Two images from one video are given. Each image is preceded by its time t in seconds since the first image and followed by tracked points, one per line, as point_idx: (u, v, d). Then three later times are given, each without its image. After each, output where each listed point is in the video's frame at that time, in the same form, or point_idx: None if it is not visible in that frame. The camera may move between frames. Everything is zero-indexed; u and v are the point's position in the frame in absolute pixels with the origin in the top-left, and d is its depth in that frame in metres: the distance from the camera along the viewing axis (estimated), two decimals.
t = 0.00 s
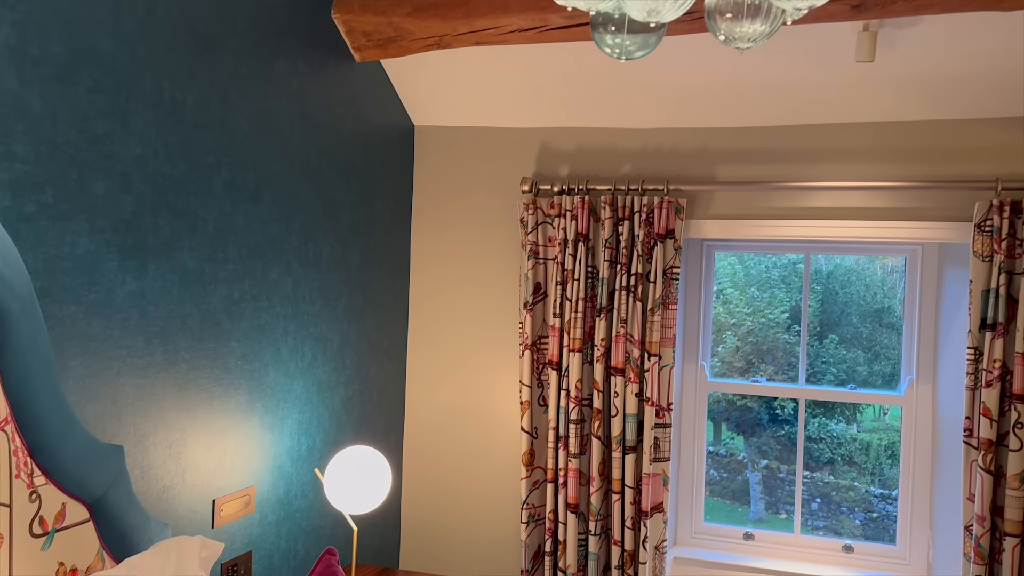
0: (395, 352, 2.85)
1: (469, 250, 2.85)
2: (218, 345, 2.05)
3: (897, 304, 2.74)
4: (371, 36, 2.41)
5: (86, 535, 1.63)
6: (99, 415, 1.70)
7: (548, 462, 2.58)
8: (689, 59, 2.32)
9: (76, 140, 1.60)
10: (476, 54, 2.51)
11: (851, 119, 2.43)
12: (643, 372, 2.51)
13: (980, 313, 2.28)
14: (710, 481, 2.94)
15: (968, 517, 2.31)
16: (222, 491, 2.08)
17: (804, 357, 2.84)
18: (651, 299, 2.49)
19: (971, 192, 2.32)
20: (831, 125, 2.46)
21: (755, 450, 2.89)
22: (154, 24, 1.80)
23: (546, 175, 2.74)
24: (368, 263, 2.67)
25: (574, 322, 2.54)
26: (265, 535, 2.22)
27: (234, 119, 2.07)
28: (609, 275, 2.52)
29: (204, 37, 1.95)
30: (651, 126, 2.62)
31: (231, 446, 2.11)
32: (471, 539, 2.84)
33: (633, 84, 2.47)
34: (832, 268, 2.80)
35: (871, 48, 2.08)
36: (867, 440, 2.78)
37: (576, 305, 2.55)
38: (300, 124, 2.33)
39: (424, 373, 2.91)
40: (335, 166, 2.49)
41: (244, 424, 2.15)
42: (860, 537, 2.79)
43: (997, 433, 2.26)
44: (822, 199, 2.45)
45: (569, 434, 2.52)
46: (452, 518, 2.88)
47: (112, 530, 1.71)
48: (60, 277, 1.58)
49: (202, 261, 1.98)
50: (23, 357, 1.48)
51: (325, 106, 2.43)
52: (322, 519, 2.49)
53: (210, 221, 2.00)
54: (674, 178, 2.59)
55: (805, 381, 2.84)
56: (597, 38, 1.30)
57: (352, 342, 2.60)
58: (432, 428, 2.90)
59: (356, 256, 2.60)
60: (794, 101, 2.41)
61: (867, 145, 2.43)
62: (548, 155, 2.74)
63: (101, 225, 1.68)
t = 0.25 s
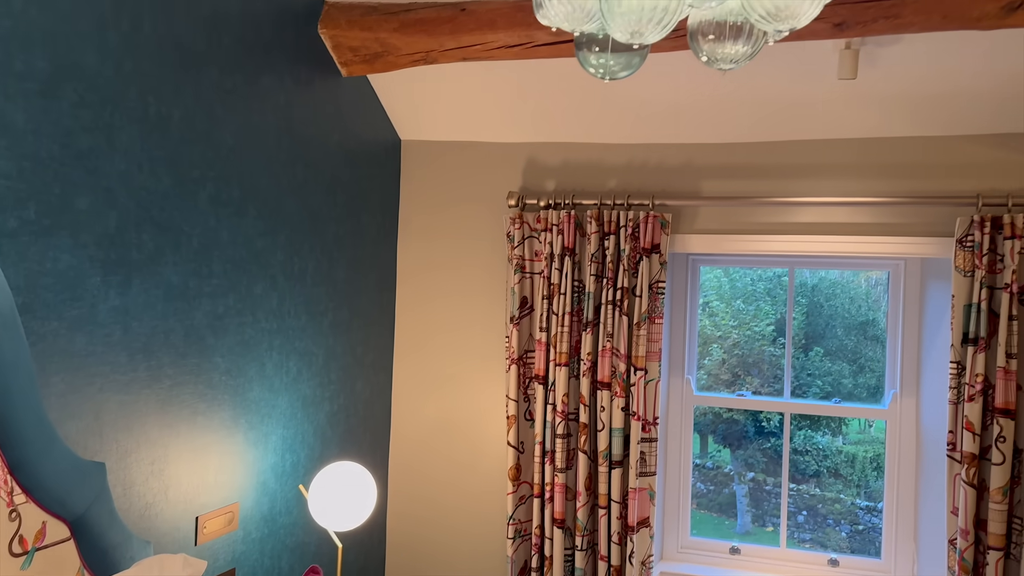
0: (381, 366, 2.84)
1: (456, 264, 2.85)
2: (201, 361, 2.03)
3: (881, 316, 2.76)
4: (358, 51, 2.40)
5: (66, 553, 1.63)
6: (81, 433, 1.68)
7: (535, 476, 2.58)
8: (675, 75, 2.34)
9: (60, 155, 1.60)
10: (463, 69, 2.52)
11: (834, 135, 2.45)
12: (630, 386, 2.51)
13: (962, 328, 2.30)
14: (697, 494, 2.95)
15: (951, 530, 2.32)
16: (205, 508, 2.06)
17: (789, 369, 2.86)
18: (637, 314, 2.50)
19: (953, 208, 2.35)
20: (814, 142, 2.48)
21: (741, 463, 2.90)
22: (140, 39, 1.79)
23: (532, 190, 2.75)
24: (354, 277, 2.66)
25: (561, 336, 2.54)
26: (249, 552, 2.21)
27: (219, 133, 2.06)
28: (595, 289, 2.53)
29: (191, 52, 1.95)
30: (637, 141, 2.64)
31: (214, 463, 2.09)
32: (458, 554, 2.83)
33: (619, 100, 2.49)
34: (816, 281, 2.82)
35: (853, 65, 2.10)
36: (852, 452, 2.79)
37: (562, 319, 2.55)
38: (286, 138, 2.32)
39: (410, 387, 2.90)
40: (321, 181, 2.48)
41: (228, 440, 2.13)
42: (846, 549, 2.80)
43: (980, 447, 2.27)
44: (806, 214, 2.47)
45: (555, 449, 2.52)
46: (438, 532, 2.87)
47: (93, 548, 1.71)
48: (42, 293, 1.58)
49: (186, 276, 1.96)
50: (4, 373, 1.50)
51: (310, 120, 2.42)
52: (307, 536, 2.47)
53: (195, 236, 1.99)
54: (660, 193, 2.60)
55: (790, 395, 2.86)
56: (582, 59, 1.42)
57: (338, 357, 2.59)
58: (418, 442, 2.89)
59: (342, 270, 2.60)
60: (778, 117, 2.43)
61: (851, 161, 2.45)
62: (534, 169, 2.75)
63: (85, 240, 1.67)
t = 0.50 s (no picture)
0: (364, 381, 2.83)
1: (440, 278, 2.85)
2: (182, 377, 2.01)
3: (864, 328, 2.77)
4: (341, 66, 2.42)
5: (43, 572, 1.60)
6: (59, 449, 1.66)
7: (518, 492, 2.57)
8: (658, 92, 2.35)
9: (39, 170, 1.58)
10: (446, 84, 2.52)
11: (815, 152, 2.48)
12: (613, 401, 2.51)
13: (942, 342, 2.31)
14: (682, 507, 2.95)
15: (932, 544, 2.33)
16: (185, 526, 2.03)
17: (772, 381, 2.87)
18: (621, 328, 2.51)
19: (931, 224, 2.38)
20: (795, 158, 2.51)
21: (726, 475, 2.91)
22: (122, 53, 1.78)
23: (516, 205, 2.76)
24: (337, 292, 2.66)
25: (544, 350, 2.54)
26: (229, 570, 2.18)
27: (201, 148, 2.05)
28: (578, 303, 2.54)
29: (173, 67, 1.94)
30: (620, 157, 2.66)
31: (194, 480, 2.07)
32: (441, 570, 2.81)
33: (602, 116, 2.50)
34: (799, 294, 2.84)
35: (833, 82, 2.12)
36: (836, 464, 2.80)
37: (546, 333, 2.55)
38: (269, 153, 2.32)
39: (393, 401, 2.89)
40: (304, 195, 2.48)
41: (208, 457, 2.11)
42: (830, 561, 2.81)
43: (960, 460, 2.29)
44: (787, 230, 2.49)
45: (539, 463, 2.52)
46: (421, 547, 2.85)
47: (70, 566, 1.68)
48: (20, 308, 1.56)
49: (167, 291, 1.95)
50: None
51: (293, 134, 2.42)
52: (288, 553, 2.45)
53: (176, 250, 1.97)
54: (643, 208, 2.62)
55: (773, 409, 2.87)
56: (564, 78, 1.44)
57: (320, 372, 2.58)
58: (402, 456, 2.87)
59: (325, 284, 2.59)
60: (760, 133, 2.45)
61: (831, 177, 2.47)
62: (518, 184, 2.76)
63: (64, 255, 1.65)
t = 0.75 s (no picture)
0: (344, 396, 2.82)
1: (422, 292, 2.85)
2: (159, 393, 1.99)
3: (843, 342, 2.80)
4: (323, 81, 2.41)
5: None
6: (33, 467, 1.64)
7: (499, 507, 2.57)
8: (638, 108, 2.37)
9: (15, 185, 1.57)
10: (428, 99, 2.53)
11: (793, 168, 2.51)
12: (595, 415, 2.51)
13: (919, 357, 2.34)
14: (664, 520, 2.95)
15: (911, 558, 2.34)
16: (161, 544, 2.01)
17: (753, 394, 2.89)
18: (602, 342, 2.51)
19: (907, 240, 2.40)
20: (774, 174, 2.53)
21: (708, 489, 2.91)
22: (102, 68, 1.77)
23: (498, 219, 2.77)
24: (317, 307, 2.65)
25: (526, 364, 2.55)
26: None
27: (181, 162, 2.04)
28: (560, 318, 2.55)
29: (153, 82, 1.93)
30: (601, 172, 2.68)
31: (171, 498, 2.04)
32: None
33: (583, 132, 2.52)
34: (780, 307, 2.86)
35: (811, 99, 2.14)
36: (816, 477, 2.81)
37: (527, 348, 2.56)
38: (249, 167, 2.31)
39: (374, 415, 2.88)
40: (285, 209, 2.47)
41: (185, 474, 2.09)
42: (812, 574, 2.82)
43: (937, 474, 2.29)
44: (766, 245, 2.52)
45: (520, 479, 2.51)
46: (403, 563, 2.84)
47: None
48: None
49: (145, 306, 1.93)
50: None
51: (274, 148, 2.41)
52: (267, 572, 2.42)
53: (154, 265, 1.95)
54: (624, 223, 2.64)
55: (753, 422, 2.89)
56: (542, 99, 1.47)
57: (299, 388, 2.57)
58: (383, 471, 2.86)
59: (305, 299, 2.58)
60: (739, 150, 2.48)
61: (809, 194, 2.50)
62: (500, 199, 2.77)
63: (40, 270, 1.64)
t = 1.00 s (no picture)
0: (322, 411, 2.81)
1: (402, 306, 2.85)
2: (134, 409, 1.96)
3: (820, 355, 2.82)
4: (301, 95, 2.38)
5: None
6: (4, 486, 1.60)
7: (478, 523, 2.56)
8: (616, 125, 2.39)
9: None
10: (408, 115, 2.54)
11: (769, 185, 2.54)
12: (574, 430, 2.52)
13: (894, 371, 2.35)
14: (644, 534, 2.95)
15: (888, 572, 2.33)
16: (134, 564, 1.97)
17: (732, 407, 2.90)
18: (581, 357, 2.52)
19: (881, 256, 2.44)
20: (750, 190, 2.56)
21: (687, 502, 2.92)
22: (78, 82, 1.75)
23: (478, 234, 2.78)
24: (295, 321, 2.63)
25: (505, 379, 2.55)
26: None
27: (158, 177, 2.02)
28: (540, 333, 2.56)
29: (130, 96, 1.91)
30: (580, 188, 2.70)
31: (144, 516, 2.01)
32: None
33: (563, 147, 2.53)
34: (758, 321, 2.89)
35: (785, 117, 2.17)
36: (795, 490, 2.83)
37: (507, 362, 2.56)
38: (227, 182, 2.29)
39: (353, 430, 2.87)
40: (263, 224, 2.46)
41: (160, 491, 2.06)
42: None
43: (913, 488, 2.29)
44: (743, 261, 2.54)
45: (499, 494, 2.51)
46: None
47: None
48: None
49: (121, 321, 1.91)
50: None
51: (251, 162, 2.39)
52: None
53: (130, 280, 1.93)
54: (603, 238, 2.66)
55: (731, 437, 2.90)
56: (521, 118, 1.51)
57: (276, 404, 2.55)
58: (362, 486, 2.85)
59: (283, 313, 2.56)
60: (716, 166, 2.50)
61: (785, 210, 2.53)
62: (480, 214, 2.79)
63: (13, 285, 1.61)
